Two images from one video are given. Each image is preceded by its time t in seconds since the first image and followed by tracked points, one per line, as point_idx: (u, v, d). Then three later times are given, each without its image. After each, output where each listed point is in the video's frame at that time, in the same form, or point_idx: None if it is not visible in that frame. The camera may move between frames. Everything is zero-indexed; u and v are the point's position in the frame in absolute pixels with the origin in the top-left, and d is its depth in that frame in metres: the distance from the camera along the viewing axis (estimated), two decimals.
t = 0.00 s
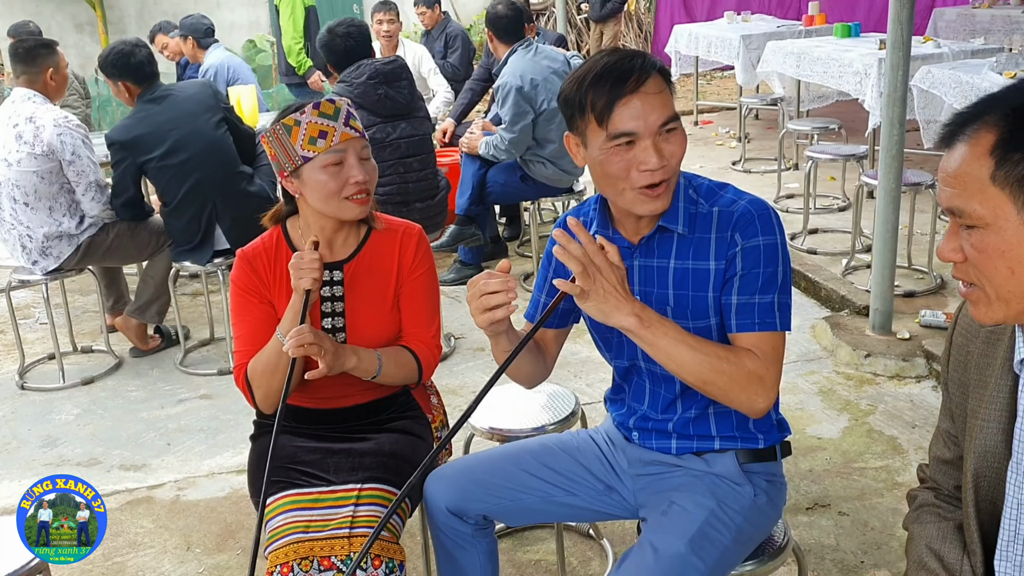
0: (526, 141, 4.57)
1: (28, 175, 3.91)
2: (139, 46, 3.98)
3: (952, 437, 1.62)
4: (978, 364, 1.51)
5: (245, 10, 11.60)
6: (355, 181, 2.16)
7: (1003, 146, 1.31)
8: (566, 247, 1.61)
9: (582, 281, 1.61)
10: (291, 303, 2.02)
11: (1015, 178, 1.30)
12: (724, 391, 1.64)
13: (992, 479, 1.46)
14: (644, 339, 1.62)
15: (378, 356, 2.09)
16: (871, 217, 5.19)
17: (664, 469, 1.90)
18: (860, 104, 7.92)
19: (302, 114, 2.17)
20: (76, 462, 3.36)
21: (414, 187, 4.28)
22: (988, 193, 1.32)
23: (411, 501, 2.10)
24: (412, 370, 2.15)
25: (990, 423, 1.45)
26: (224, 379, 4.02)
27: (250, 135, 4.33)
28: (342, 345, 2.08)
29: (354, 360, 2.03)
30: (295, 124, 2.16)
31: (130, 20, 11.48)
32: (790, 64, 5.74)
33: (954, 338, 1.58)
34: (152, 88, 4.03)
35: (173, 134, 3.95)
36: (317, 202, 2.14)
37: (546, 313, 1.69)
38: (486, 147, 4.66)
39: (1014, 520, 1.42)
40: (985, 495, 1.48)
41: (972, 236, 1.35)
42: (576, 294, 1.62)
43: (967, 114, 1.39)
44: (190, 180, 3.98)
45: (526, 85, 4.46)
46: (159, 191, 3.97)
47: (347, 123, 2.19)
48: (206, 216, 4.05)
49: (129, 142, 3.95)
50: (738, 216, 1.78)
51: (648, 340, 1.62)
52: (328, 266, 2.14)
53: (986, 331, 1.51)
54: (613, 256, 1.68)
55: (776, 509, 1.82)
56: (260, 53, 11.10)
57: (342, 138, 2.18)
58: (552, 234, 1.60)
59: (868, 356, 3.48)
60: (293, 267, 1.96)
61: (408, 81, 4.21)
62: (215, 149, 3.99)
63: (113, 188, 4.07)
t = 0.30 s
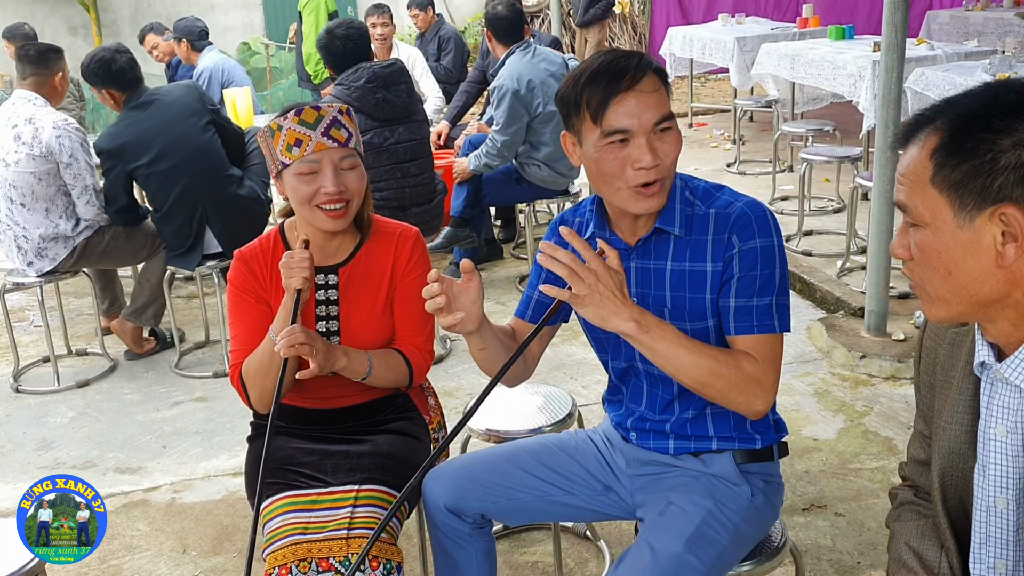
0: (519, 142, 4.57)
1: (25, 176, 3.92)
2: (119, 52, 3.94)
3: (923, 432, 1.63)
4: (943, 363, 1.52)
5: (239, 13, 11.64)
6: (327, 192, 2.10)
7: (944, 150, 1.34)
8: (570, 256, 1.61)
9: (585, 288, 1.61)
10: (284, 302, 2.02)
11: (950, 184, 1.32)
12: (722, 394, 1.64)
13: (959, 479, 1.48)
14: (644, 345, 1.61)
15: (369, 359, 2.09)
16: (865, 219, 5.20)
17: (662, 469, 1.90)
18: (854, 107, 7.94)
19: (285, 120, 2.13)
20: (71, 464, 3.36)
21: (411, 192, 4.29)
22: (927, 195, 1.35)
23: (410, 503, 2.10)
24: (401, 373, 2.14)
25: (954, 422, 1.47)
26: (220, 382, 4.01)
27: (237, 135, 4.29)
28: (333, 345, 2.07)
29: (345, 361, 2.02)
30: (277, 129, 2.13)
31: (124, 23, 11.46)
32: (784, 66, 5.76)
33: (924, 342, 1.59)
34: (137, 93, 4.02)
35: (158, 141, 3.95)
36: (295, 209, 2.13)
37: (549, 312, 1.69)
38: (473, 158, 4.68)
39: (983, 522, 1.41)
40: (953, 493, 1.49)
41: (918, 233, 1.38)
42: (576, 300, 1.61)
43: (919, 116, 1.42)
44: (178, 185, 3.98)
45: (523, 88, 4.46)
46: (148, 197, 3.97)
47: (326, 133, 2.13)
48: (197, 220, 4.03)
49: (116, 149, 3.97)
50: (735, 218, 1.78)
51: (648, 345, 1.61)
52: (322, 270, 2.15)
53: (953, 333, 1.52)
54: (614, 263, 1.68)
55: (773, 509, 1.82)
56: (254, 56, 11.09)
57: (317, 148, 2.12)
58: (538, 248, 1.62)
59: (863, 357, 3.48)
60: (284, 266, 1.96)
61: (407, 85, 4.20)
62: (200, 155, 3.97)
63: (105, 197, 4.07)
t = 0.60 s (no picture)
0: (512, 143, 4.55)
1: (18, 176, 3.91)
2: (110, 56, 3.91)
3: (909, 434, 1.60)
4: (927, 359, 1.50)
5: (231, 14, 11.78)
6: (304, 200, 2.10)
7: (917, 146, 1.33)
8: (588, 269, 1.64)
9: (593, 298, 1.61)
10: (278, 305, 2.02)
11: (917, 179, 1.32)
12: (727, 403, 1.67)
13: (927, 473, 1.46)
14: (646, 355, 1.64)
15: (364, 361, 2.09)
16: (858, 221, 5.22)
17: (658, 470, 1.91)
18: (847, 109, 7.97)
19: (268, 125, 2.14)
20: (64, 467, 3.35)
21: (408, 195, 4.27)
22: (897, 189, 1.36)
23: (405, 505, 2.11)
24: (394, 376, 2.14)
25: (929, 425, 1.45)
26: (213, 384, 4.00)
27: (232, 137, 4.29)
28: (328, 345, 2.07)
29: (339, 362, 2.02)
30: (262, 134, 2.15)
31: (116, 24, 11.41)
32: (777, 69, 5.77)
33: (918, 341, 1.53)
34: (131, 96, 3.98)
35: (153, 144, 3.94)
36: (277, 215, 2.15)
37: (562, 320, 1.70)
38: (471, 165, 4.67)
39: (965, 526, 1.41)
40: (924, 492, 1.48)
41: (888, 224, 1.39)
42: (585, 311, 1.62)
43: (908, 112, 1.41)
44: (175, 188, 3.97)
45: (514, 89, 4.47)
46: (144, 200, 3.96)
47: (305, 140, 2.12)
48: (193, 222, 4.02)
49: (110, 152, 3.94)
50: (731, 224, 1.78)
51: (651, 355, 1.64)
52: (316, 274, 2.15)
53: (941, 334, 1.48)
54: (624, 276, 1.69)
55: (769, 509, 1.84)
56: (246, 58, 11.06)
57: (296, 154, 2.12)
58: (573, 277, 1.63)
59: (856, 359, 3.50)
60: (277, 269, 1.97)
61: (404, 88, 4.19)
62: (192, 158, 3.96)
63: (99, 199, 4.04)
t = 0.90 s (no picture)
0: (517, 143, 4.54)
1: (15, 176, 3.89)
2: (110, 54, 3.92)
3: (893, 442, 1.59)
4: (912, 366, 1.50)
5: (229, 14, 11.76)
6: (323, 196, 2.09)
7: (893, 158, 1.33)
8: (593, 274, 1.63)
9: (597, 301, 1.59)
10: (279, 304, 2.01)
11: (893, 191, 1.32)
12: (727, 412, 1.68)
13: (907, 477, 1.46)
14: (644, 362, 1.63)
15: (367, 361, 2.07)
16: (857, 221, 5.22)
17: (658, 473, 1.90)
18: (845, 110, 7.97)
19: (279, 123, 2.12)
20: (63, 469, 3.33)
21: (409, 197, 4.33)
22: (875, 202, 1.35)
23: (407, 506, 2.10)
24: (399, 374, 2.13)
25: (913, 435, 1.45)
26: (212, 385, 3.99)
27: (233, 138, 4.28)
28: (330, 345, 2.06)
29: (342, 361, 2.01)
30: (271, 133, 2.12)
31: (113, 24, 11.38)
32: (776, 69, 5.78)
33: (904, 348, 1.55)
34: (132, 95, 3.99)
35: (154, 143, 3.92)
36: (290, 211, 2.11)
37: (567, 323, 1.70)
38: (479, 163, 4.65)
39: (951, 536, 1.40)
40: (909, 498, 1.46)
41: (866, 235, 1.38)
42: (588, 314, 1.60)
43: (888, 122, 1.40)
44: (174, 188, 3.96)
45: (514, 88, 4.47)
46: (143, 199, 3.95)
47: (322, 136, 2.12)
48: (192, 222, 4.01)
49: (109, 151, 3.92)
50: (727, 232, 1.76)
51: (648, 362, 1.63)
52: (317, 272, 2.14)
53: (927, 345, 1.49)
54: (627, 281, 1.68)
55: (772, 513, 1.81)
56: (243, 58, 11.05)
57: (313, 151, 2.11)
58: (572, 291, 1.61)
59: (856, 360, 3.50)
60: (279, 269, 1.95)
61: (406, 90, 4.18)
62: (194, 158, 3.95)
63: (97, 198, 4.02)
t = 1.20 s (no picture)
0: (546, 143, 4.54)
1: (48, 177, 3.92)
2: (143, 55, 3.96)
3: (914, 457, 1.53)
4: (938, 378, 1.44)
5: (255, 17, 11.83)
6: (372, 192, 2.10)
7: (912, 169, 1.30)
8: (629, 279, 1.61)
9: (633, 306, 1.58)
10: (316, 304, 2.01)
11: (910, 202, 1.30)
12: (761, 416, 1.65)
13: (936, 491, 1.39)
14: (678, 367, 1.62)
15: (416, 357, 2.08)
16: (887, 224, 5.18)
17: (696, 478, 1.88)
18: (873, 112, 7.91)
19: (324, 123, 2.14)
20: (94, 467, 3.36)
21: (438, 198, 4.36)
22: (893, 211, 1.33)
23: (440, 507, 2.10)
24: (445, 369, 2.14)
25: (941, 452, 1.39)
26: (242, 384, 4.01)
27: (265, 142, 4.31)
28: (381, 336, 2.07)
29: (394, 352, 2.01)
30: (316, 133, 2.13)
31: (140, 26, 11.48)
32: (804, 71, 5.74)
33: (929, 355, 1.50)
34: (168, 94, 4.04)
35: (188, 143, 3.95)
36: (335, 210, 2.12)
37: (601, 331, 1.66)
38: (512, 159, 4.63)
39: (985, 548, 1.35)
40: (940, 512, 1.39)
41: (886, 242, 1.36)
42: (623, 319, 1.59)
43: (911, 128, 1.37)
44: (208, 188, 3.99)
45: (541, 87, 4.48)
46: (175, 200, 3.99)
47: (368, 133, 2.14)
48: (224, 221, 4.04)
49: (145, 150, 3.96)
50: (760, 236, 1.73)
51: (682, 368, 1.62)
52: (354, 274, 2.14)
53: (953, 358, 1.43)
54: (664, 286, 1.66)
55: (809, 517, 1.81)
56: (269, 60, 11.12)
57: (361, 148, 2.13)
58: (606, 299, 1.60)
59: (889, 364, 3.47)
60: (316, 269, 1.95)
61: (436, 93, 4.18)
62: (230, 158, 3.98)
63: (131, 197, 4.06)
